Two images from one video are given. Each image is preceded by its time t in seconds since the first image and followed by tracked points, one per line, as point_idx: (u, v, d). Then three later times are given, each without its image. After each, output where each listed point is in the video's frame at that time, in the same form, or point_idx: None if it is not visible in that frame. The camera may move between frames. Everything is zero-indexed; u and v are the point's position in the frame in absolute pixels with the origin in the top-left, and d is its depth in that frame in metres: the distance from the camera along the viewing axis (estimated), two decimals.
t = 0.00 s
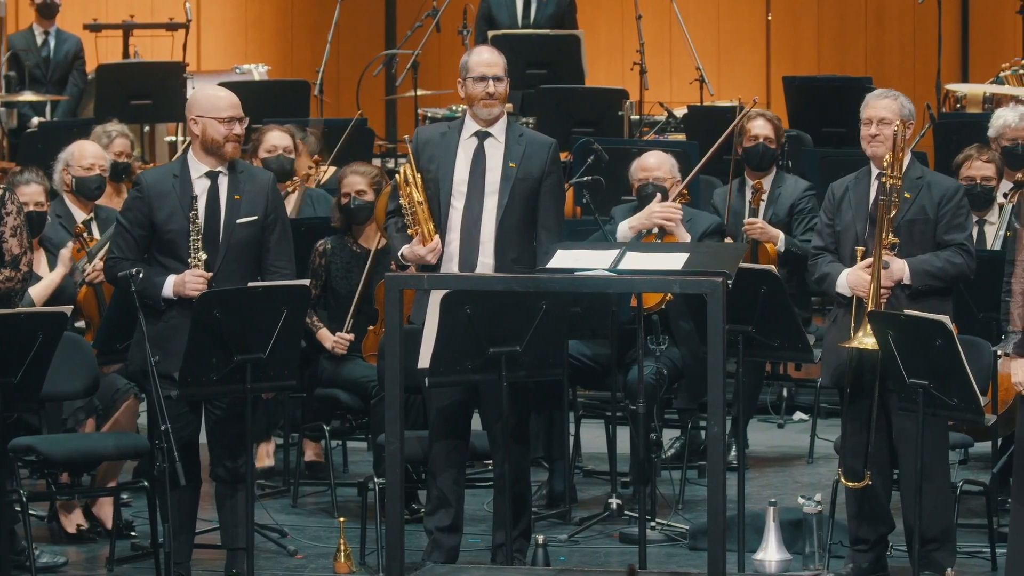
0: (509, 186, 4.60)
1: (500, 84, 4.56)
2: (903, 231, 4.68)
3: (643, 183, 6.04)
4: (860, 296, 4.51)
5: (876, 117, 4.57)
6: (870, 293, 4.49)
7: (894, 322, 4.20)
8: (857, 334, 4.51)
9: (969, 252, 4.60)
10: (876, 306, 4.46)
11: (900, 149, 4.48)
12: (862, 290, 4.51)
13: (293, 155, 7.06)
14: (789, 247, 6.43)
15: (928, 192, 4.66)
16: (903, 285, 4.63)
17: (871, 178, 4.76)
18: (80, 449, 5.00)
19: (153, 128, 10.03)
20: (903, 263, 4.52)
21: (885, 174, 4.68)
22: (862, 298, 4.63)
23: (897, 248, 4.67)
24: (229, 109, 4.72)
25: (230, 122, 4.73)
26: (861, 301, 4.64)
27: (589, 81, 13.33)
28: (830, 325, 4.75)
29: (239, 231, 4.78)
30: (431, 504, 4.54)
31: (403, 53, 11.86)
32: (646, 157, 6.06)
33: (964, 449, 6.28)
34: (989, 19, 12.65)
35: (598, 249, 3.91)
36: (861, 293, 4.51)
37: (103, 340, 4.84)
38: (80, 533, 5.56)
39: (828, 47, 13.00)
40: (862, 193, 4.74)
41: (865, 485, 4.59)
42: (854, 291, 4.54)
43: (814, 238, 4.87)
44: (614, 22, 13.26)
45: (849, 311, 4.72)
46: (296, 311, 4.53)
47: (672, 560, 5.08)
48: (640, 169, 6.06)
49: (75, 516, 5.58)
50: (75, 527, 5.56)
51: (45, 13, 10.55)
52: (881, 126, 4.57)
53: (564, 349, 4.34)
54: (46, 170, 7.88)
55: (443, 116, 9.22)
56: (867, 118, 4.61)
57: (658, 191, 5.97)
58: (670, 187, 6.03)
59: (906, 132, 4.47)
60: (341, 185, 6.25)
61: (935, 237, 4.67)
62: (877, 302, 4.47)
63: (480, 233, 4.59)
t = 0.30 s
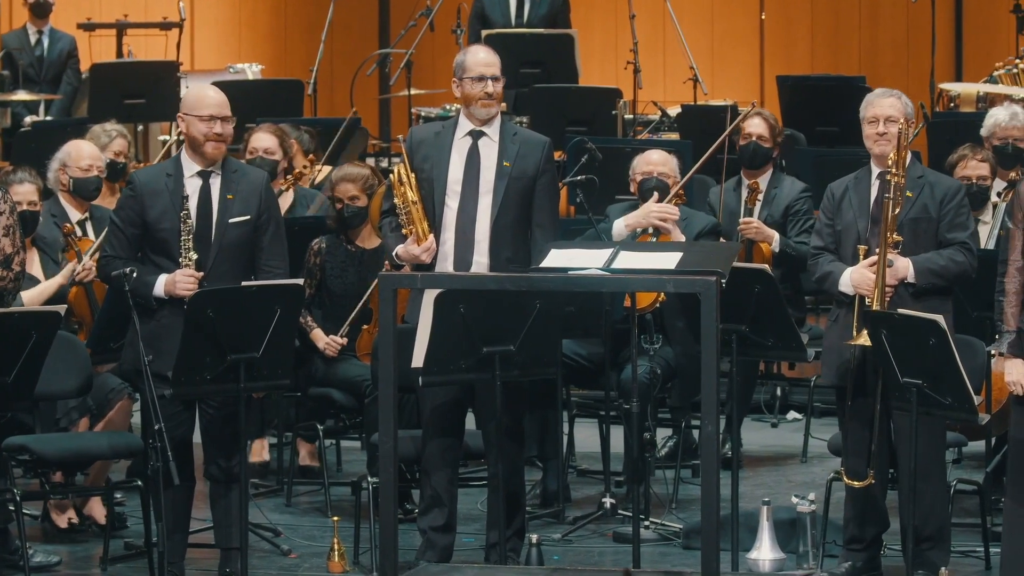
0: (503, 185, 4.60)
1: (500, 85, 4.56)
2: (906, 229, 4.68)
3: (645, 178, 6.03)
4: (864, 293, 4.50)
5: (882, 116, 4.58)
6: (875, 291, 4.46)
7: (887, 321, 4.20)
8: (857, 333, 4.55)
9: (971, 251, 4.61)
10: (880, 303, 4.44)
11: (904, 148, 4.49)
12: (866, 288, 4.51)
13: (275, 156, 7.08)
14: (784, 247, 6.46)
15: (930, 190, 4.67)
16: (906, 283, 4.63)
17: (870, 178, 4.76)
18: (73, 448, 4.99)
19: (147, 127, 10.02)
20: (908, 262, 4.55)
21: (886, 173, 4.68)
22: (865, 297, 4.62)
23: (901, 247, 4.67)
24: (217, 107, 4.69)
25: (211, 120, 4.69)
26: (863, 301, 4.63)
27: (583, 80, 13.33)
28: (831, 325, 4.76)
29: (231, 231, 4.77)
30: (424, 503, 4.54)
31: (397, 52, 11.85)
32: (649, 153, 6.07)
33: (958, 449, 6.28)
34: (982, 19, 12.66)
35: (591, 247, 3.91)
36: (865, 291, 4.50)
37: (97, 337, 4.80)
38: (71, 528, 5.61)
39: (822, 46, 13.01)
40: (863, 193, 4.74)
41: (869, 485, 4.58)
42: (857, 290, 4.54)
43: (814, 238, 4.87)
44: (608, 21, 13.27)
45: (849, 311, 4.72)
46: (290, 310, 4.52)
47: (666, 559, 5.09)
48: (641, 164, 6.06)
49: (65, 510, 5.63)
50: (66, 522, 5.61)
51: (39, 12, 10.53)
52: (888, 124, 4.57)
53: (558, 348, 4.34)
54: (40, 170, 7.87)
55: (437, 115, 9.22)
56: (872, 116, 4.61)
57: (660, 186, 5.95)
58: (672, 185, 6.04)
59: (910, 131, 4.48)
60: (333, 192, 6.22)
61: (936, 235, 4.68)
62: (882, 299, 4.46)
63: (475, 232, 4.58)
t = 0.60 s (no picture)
0: (498, 184, 4.60)
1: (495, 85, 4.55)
2: (903, 228, 4.68)
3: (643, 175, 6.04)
4: (862, 293, 4.50)
5: (878, 114, 4.59)
6: (875, 290, 4.45)
7: (880, 321, 4.21)
8: (853, 332, 4.55)
9: (967, 250, 4.61)
10: (880, 302, 4.43)
11: (902, 145, 4.49)
12: (864, 288, 4.50)
13: (255, 159, 6.87)
14: (774, 247, 6.43)
15: (926, 189, 4.68)
16: (904, 282, 4.63)
17: (865, 177, 4.76)
18: (67, 447, 4.98)
19: (140, 126, 10.00)
20: (905, 260, 4.54)
21: (882, 173, 4.68)
22: (861, 296, 4.62)
23: (898, 246, 4.67)
24: (191, 111, 4.66)
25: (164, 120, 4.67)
26: (859, 300, 4.63)
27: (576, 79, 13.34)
28: (826, 324, 4.76)
29: (221, 232, 4.76)
30: (417, 502, 4.53)
31: (390, 51, 11.83)
32: (647, 152, 6.08)
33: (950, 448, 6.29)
34: (975, 19, 12.68)
35: (585, 247, 3.91)
36: (863, 290, 4.50)
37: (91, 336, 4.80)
38: (65, 529, 5.57)
39: (815, 45, 13.03)
40: (858, 192, 4.74)
41: (865, 484, 4.58)
42: (854, 289, 4.53)
43: (808, 237, 4.86)
44: (601, 19, 13.27)
45: (845, 310, 4.73)
46: (283, 309, 4.51)
47: (659, 559, 5.09)
48: (640, 162, 6.07)
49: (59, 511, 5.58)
50: (60, 523, 5.56)
51: (31, 12, 10.49)
52: (884, 122, 4.58)
53: (552, 347, 4.34)
54: (32, 169, 7.85)
55: (430, 114, 9.21)
56: (867, 115, 4.62)
57: (657, 184, 5.96)
58: (669, 183, 6.02)
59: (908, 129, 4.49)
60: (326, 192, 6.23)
61: (933, 235, 4.68)
62: (880, 297, 4.45)
63: (470, 232, 4.58)
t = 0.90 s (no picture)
0: (491, 183, 4.60)
1: (485, 83, 4.55)
2: (894, 227, 4.68)
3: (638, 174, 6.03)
4: (853, 292, 4.52)
5: (869, 113, 4.58)
6: (865, 290, 4.49)
7: (873, 320, 4.21)
8: (843, 331, 4.55)
9: (958, 250, 4.61)
10: (870, 301, 4.46)
11: (894, 145, 4.49)
12: (854, 287, 4.52)
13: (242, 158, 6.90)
14: (764, 245, 6.41)
15: (918, 188, 4.68)
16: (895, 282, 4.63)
17: (856, 177, 4.77)
18: (59, 446, 4.96)
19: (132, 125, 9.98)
20: (897, 259, 4.55)
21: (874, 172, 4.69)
22: (852, 296, 4.62)
23: (889, 245, 4.67)
24: (181, 109, 4.66)
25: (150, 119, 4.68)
26: (850, 300, 4.63)
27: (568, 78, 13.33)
28: (817, 323, 4.77)
29: (207, 232, 4.75)
30: (410, 501, 4.53)
31: (382, 50, 11.80)
32: (645, 150, 6.06)
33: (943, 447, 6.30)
34: (966, 19, 12.69)
35: (577, 246, 3.91)
36: (853, 289, 4.52)
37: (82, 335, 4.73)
38: (57, 528, 5.55)
39: (807, 43, 13.04)
40: (849, 191, 4.74)
41: (855, 483, 4.57)
42: (845, 288, 4.55)
43: (799, 235, 4.87)
44: (593, 18, 13.27)
45: (835, 309, 4.74)
46: (275, 308, 4.51)
47: (651, 557, 5.09)
48: (635, 160, 6.06)
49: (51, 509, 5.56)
50: (53, 522, 5.54)
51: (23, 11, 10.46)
52: (875, 122, 4.58)
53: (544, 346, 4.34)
54: (23, 168, 7.83)
55: (422, 113, 9.20)
56: (858, 114, 4.61)
57: (651, 183, 5.96)
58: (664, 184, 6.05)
59: (900, 129, 4.50)
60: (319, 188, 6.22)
61: (924, 234, 4.69)
62: (871, 297, 4.48)
63: (462, 231, 4.58)
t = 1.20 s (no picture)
0: (482, 182, 4.60)
1: (452, 84, 4.53)
2: (885, 226, 4.69)
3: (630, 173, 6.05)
4: (842, 290, 4.52)
5: (859, 111, 4.59)
6: (853, 289, 4.50)
7: (865, 318, 4.21)
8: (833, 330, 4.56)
9: (948, 250, 4.63)
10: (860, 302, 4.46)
11: (884, 144, 4.50)
12: (844, 285, 4.52)
13: (245, 153, 6.96)
14: (752, 243, 6.43)
15: (908, 188, 4.69)
16: (884, 281, 4.63)
17: (848, 176, 4.77)
18: (50, 445, 4.95)
19: (122, 124, 9.96)
20: (887, 258, 4.54)
21: (865, 171, 4.69)
22: (841, 295, 4.63)
23: (879, 244, 4.68)
24: (173, 106, 4.65)
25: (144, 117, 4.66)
26: (839, 298, 4.64)
27: (559, 76, 13.33)
28: (807, 321, 4.77)
29: (197, 229, 4.74)
30: (401, 500, 4.53)
31: (373, 49, 11.78)
32: (639, 150, 6.09)
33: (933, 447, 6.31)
34: (958, 18, 12.71)
35: (569, 246, 3.91)
36: (843, 288, 4.52)
37: (74, 335, 4.70)
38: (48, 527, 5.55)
39: (798, 41, 13.04)
40: (841, 189, 4.75)
41: (843, 482, 4.58)
42: (834, 287, 4.55)
43: (789, 233, 4.86)
44: (584, 16, 13.27)
45: (825, 307, 4.73)
46: (266, 307, 4.50)
47: (642, 556, 5.09)
48: (627, 159, 6.10)
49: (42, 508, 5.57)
50: (44, 522, 5.55)
51: (13, 10, 10.42)
52: (865, 119, 4.58)
53: (535, 345, 4.34)
54: (13, 167, 7.80)
55: (413, 112, 9.19)
56: (849, 112, 4.62)
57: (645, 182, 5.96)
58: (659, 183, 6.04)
59: (890, 128, 4.50)
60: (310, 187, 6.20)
61: (914, 233, 4.70)
62: (860, 296, 4.49)
63: (452, 230, 4.58)
